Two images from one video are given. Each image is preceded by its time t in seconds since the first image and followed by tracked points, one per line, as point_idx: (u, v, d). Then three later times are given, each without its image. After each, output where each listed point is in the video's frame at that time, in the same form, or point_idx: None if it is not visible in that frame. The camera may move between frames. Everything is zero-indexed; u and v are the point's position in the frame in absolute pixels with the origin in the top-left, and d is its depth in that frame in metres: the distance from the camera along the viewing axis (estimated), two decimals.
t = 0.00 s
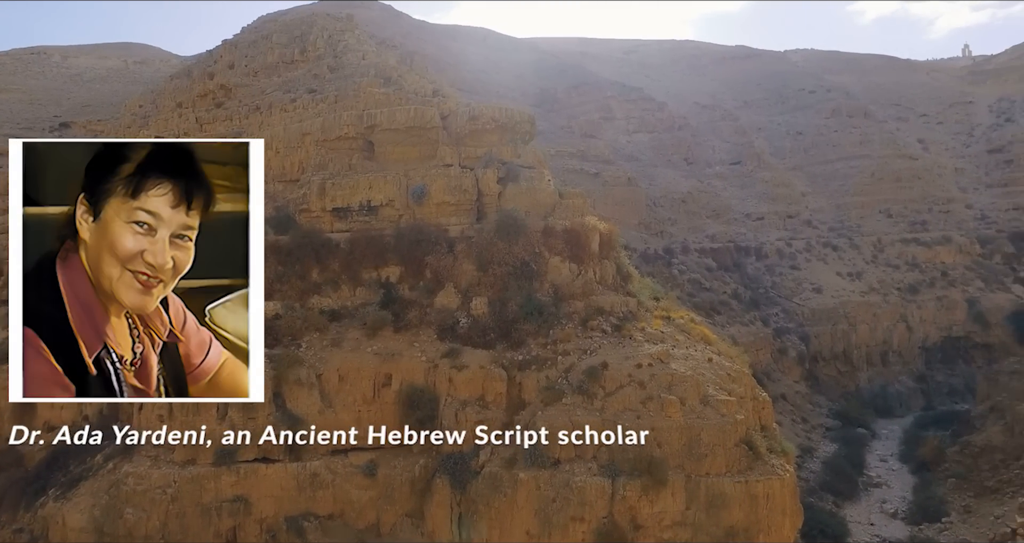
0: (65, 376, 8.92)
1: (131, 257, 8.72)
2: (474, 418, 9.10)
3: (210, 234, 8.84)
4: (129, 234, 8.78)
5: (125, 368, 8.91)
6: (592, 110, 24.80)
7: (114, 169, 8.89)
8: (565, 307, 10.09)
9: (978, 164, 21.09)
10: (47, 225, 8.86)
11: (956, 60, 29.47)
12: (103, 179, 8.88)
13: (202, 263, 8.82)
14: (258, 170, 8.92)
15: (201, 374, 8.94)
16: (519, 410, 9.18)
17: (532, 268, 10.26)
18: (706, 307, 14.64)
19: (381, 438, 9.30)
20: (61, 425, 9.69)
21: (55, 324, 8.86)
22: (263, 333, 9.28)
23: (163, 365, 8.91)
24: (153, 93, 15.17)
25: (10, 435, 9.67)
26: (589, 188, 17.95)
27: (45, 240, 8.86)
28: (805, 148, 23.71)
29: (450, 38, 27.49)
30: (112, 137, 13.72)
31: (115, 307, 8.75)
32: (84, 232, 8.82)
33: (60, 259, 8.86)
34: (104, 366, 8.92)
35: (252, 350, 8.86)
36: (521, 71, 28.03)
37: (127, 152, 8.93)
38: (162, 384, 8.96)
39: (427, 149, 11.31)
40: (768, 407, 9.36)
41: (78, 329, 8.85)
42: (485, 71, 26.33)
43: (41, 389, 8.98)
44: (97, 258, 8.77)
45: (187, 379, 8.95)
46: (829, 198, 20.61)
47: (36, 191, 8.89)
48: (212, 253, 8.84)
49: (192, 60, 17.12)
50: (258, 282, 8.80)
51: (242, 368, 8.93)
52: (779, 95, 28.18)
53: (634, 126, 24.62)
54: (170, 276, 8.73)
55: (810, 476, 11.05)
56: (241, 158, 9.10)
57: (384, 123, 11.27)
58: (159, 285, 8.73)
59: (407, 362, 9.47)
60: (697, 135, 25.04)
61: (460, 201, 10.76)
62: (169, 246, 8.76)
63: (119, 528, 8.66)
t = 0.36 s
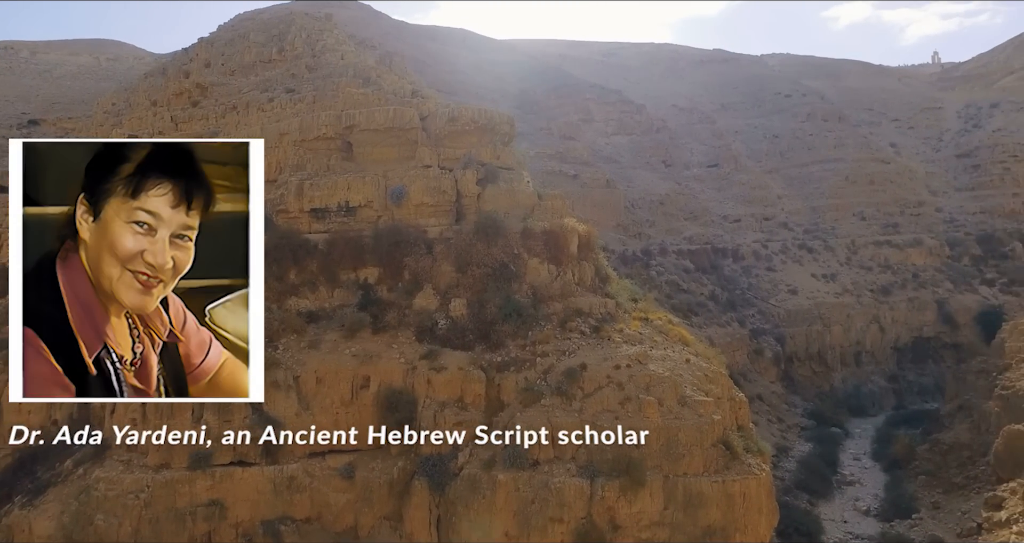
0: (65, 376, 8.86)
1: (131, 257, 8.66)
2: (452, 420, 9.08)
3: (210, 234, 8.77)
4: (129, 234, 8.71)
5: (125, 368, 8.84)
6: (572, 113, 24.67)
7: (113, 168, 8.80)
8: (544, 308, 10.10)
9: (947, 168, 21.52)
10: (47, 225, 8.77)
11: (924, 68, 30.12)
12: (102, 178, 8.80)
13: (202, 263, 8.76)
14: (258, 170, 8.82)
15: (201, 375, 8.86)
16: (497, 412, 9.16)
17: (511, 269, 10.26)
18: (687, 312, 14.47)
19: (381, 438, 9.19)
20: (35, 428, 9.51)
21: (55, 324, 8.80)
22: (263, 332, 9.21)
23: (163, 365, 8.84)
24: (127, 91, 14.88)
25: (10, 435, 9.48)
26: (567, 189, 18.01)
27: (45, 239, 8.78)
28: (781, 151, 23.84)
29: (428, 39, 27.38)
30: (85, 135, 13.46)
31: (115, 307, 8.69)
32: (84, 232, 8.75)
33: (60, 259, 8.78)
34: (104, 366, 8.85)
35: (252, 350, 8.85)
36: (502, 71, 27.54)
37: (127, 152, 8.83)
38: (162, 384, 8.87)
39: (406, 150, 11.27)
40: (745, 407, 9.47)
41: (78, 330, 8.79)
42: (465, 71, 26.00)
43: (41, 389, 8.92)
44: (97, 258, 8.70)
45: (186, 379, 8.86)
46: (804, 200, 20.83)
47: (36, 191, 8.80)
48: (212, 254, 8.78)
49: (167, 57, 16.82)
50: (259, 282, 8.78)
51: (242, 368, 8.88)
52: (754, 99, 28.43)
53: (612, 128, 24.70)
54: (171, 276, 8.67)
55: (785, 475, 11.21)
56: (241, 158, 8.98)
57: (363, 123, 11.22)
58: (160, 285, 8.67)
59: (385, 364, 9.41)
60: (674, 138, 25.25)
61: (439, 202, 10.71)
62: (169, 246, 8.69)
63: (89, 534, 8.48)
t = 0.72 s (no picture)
0: (65, 376, 8.91)
1: (131, 257, 8.78)
2: (427, 421, 9.06)
3: (210, 233, 8.90)
4: (129, 235, 8.82)
5: (125, 368, 8.90)
6: (547, 113, 24.81)
7: (114, 169, 8.92)
8: (519, 309, 10.11)
9: (914, 171, 21.99)
10: (47, 225, 8.86)
11: (891, 73, 30.73)
12: (103, 179, 8.90)
13: (202, 263, 8.89)
14: (258, 171, 8.99)
15: (201, 374, 8.95)
16: (473, 413, 9.15)
17: (486, 270, 10.26)
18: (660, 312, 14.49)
19: (381, 438, 9.06)
20: (35, 428, 9.37)
21: (56, 324, 8.87)
22: (263, 332, 9.28)
23: (163, 365, 8.91)
24: (94, 88, 14.58)
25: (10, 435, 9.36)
26: (543, 191, 18.04)
27: (45, 240, 8.86)
28: (756, 154, 23.92)
29: (405, 40, 27.19)
30: (52, 133, 13.22)
31: (115, 307, 8.80)
32: (84, 232, 8.84)
33: (60, 259, 8.86)
34: (104, 366, 8.92)
35: (252, 350, 8.90)
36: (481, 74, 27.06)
37: (128, 153, 8.95)
38: (161, 384, 8.92)
39: (381, 150, 11.22)
40: (718, 406, 9.58)
41: (78, 330, 8.87)
42: (444, 72, 25.71)
43: (41, 389, 8.95)
44: (97, 258, 8.80)
45: (187, 379, 8.93)
46: (777, 202, 21.06)
47: (36, 191, 8.89)
48: (212, 253, 8.90)
49: (136, 54, 16.51)
50: (258, 282, 8.91)
51: (242, 367, 8.94)
52: (729, 102, 28.64)
53: (589, 130, 24.66)
54: (170, 276, 8.79)
55: (758, 474, 11.24)
56: (241, 158, 9.14)
57: (338, 124, 11.19)
58: (159, 285, 8.79)
59: (360, 366, 9.38)
60: (650, 140, 25.36)
61: (414, 204, 10.68)
62: (169, 246, 8.82)
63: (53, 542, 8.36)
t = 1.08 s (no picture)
0: (65, 376, 8.65)
1: (131, 257, 8.52)
2: (400, 423, 9.00)
3: (210, 233, 8.68)
4: (129, 234, 8.57)
5: (125, 368, 8.65)
6: (520, 115, 24.78)
7: (113, 168, 8.64)
8: (491, 310, 10.12)
9: (877, 176, 22.08)
10: (47, 225, 8.60)
11: (856, 79, 31.41)
12: (102, 178, 8.64)
13: (202, 263, 8.66)
14: (258, 170, 8.76)
15: (201, 375, 8.76)
16: (446, 415, 9.12)
17: (459, 271, 10.25)
18: (631, 312, 14.62)
19: (381, 438, 8.93)
20: (35, 428, 9.01)
21: (55, 324, 8.58)
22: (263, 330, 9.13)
23: (163, 365, 8.68)
24: (56, 83, 14.20)
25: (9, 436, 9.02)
26: (515, 192, 18.10)
27: (45, 239, 8.59)
28: (725, 156, 24.32)
29: (378, 40, 27.49)
30: (12, 130, 12.86)
31: (115, 307, 8.53)
32: (84, 232, 8.58)
33: (60, 259, 8.59)
34: (104, 366, 8.65)
35: (252, 349, 8.74)
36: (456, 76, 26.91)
37: (127, 151, 8.68)
38: (162, 384, 8.70)
39: (353, 151, 11.15)
40: (689, 407, 9.68)
41: (76, 329, 8.59)
42: (416, 72, 25.87)
43: (41, 389, 8.70)
44: (97, 258, 8.53)
45: (187, 379, 8.73)
46: (746, 204, 21.33)
47: (35, 191, 8.63)
48: (212, 254, 8.68)
49: (101, 49, 16.14)
50: (258, 282, 8.67)
51: (242, 367, 8.77)
52: (700, 105, 28.98)
53: (561, 132, 24.68)
54: (171, 276, 8.55)
55: (727, 472, 11.45)
56: (241, 158, 8.90)
57: (309, 123, 11.09)
58: (160, 285, 8.54)
59: (331, 367, 9.29)
60: (622, 141, 25.47)
61: (387, 204, 10.62)
62: (169, 246, 8.57)
63: None
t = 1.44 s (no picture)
0: (65, 376, 8.56)
1: (131, 257, 8.42)
2: (371, 426, 8.93)
3: (210, 233, 8.55)
4: (128, 234, 8.47)
5: (125, 368, 8.58)
6: (491, 116, 24.64)
7: (113, 168, 8.53)
8: (462, 312, 10.10)
9: (841, 178, 22.95)
10: (47, 225, 8.47)
11: (822, 84, 31.92)
12: (102, 178, 8.52)
13: (202, 262, 8.53)
14: (258, 169, 8.64)
15: (201, 375, 8.69)
16: (416, 417, 9.07)
17: (429, 272, 10.23)
18: (602, 313, 14.71)
19: (381, 438, 8.84)
20: (37, 427, 8.68)
21: (56, 324, 8.48)
22: (263, 328, 9.01)
23: (163, 365, 8.61)
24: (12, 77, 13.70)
25: (8, 436, 8.64)
26: (487, 193, 18.12)
27: (45, 239, 8.47)
28: (694, 158, 24.55)
29: (348, 39, 27.62)
30: None
31: (115, 307, 8.44)
32: (84, 232, 8.46)
33: (60, 259, 8.47)
34: (104, 366, 8.58)
35: (252, 349, 8.63)
36: (421, 73, 27.22)
37: (127, 151, 8.57)
38: (161, 384, 8.64)
39: (323, 151, 11.04)
40: (659, 407, 9.77)
41: (76, 329, 8.49)
42: (384, 71, 25.93)
43: (41, 389, 8.61)
44: (97, 258, 8.43)
45: (187, 379, 8.67)
46: (715, 206, 21.58)
47: (35, 191, 8.50)
48: (212, 254, 8.55)
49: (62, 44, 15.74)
50: (258, 282, 8.52)
51: (242, 367, 8.70)
52: (670, 108, 29.25)
53: (532, 133, 24.71)
54: (171, 276, 8.44)
55: (697, 471, 11.54)
56: (241, 158, 8.80)
57: (278, 123, 10.94)
58: (159, 285, 8.44)
59: (301, 370, 9.19)
60: (593, 143, 25.55)
61: (357, 205, 10.53)
62: (169, 246, 8.47)
63: None
